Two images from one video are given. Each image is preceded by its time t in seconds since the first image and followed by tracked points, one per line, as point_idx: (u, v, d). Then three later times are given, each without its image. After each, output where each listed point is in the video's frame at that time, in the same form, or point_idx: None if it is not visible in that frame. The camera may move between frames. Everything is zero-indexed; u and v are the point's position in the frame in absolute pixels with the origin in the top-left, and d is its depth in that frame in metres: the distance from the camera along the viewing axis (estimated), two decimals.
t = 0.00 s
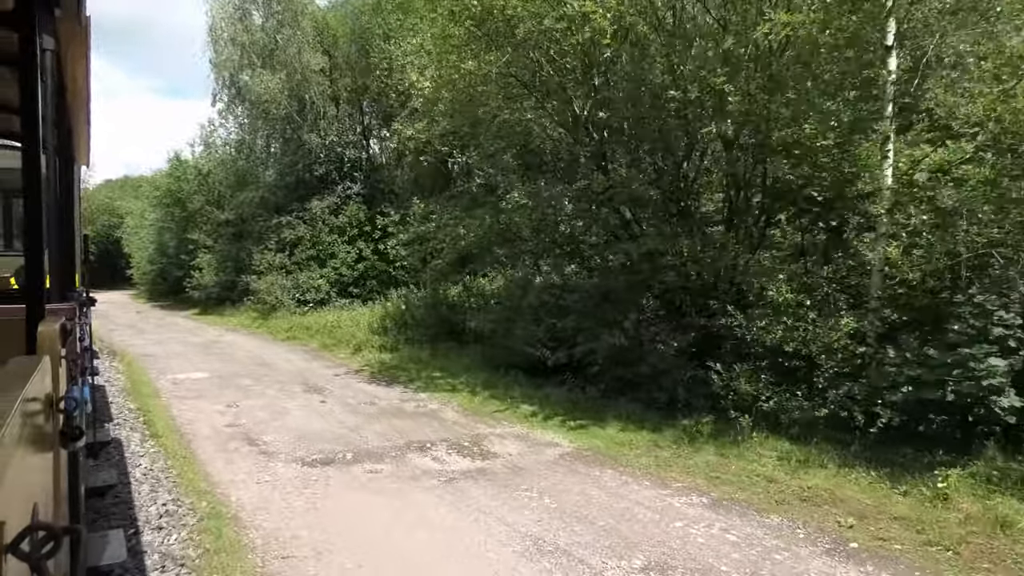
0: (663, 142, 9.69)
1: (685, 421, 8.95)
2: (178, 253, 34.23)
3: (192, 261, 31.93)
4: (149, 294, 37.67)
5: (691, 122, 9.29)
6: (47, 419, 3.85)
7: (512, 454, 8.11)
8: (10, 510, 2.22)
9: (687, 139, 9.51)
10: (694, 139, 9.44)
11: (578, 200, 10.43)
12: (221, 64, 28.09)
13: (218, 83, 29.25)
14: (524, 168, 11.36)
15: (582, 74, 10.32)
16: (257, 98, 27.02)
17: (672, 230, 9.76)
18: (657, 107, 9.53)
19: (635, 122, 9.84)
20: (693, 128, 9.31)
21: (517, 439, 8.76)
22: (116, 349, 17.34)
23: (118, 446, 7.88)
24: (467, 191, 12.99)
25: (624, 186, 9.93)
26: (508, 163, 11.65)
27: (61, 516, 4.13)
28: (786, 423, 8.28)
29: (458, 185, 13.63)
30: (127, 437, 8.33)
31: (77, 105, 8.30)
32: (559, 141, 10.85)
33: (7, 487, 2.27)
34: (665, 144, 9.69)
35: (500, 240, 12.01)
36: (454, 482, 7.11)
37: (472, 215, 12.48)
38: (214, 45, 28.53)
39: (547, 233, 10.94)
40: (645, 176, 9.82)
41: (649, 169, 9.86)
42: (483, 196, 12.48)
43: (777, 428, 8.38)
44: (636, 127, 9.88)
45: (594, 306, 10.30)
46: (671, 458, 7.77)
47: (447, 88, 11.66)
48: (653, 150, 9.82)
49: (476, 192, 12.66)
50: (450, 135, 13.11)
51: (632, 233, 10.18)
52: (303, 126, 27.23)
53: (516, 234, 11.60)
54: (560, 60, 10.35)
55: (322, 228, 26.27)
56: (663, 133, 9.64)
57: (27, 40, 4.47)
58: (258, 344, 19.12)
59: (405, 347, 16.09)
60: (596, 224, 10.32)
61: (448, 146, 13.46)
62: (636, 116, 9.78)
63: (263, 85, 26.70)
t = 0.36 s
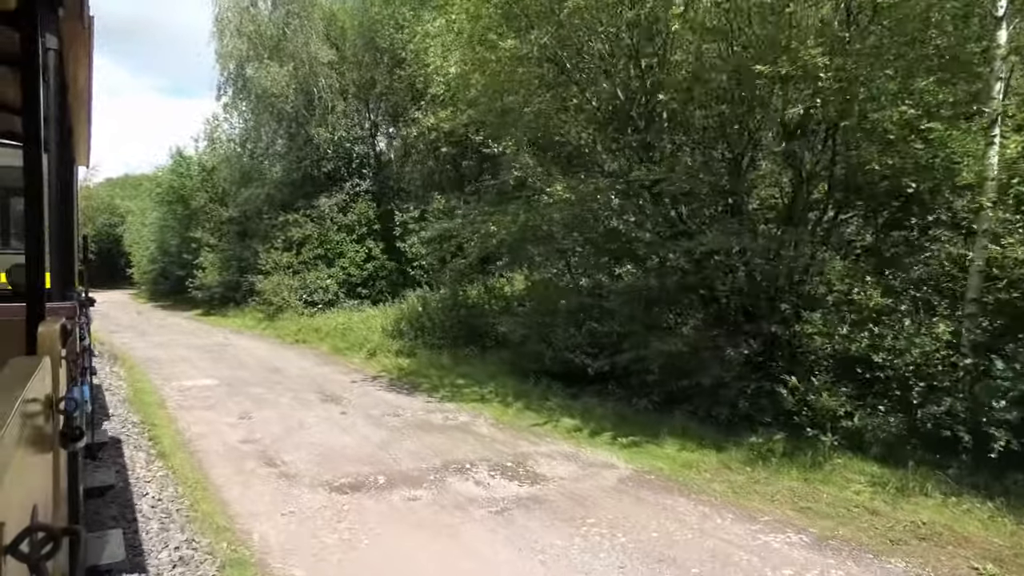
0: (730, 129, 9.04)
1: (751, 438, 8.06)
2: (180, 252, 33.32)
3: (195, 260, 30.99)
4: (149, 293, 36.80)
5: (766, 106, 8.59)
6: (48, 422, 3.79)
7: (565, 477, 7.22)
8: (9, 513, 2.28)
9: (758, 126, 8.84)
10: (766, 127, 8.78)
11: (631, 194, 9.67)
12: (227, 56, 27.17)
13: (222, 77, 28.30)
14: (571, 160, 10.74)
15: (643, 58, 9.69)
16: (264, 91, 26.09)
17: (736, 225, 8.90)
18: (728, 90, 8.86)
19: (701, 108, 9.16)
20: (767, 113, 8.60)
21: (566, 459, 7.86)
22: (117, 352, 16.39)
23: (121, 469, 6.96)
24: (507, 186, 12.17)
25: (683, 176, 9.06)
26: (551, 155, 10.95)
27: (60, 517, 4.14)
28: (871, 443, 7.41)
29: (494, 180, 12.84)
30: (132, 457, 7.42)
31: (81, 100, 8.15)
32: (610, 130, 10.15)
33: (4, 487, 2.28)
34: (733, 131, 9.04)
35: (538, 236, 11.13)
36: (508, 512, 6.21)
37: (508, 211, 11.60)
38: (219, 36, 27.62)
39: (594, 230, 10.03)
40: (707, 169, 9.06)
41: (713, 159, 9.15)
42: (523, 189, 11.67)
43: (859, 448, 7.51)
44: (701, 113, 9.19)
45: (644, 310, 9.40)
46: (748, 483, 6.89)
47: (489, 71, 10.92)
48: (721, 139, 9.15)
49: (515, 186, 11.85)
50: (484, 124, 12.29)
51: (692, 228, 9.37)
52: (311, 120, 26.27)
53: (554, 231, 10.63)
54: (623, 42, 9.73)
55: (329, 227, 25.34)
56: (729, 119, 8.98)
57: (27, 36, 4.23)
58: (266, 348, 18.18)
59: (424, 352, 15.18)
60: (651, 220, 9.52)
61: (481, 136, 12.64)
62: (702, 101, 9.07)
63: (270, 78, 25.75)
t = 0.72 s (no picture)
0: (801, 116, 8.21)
1: (837, 459, 7.17)
2: (182, 252, 32.38)
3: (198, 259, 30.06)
4: (150, 294, 35.87)
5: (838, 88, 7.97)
6: (46, 420, 3.99)
7: (634, 507, 6.32)
8: (10, 514, 2.40)
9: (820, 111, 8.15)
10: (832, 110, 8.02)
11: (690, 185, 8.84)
12: (231, 48, 26.17)
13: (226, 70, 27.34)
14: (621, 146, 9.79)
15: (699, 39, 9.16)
16: (269, 84, 25.14)
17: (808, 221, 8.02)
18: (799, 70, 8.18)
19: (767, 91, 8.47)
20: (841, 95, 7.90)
21: (629, 484, 6.97)
22: (117, 358, 15.44)
23: (125, 499, 6.04)
24: (544, 184, 11.20)
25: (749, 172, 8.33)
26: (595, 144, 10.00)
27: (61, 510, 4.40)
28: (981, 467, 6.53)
29: (526, 173, 11.97)
30: (137, 484, 6.50)
31: (77, 100, 8.07)
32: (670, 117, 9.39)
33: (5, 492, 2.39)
34: (803, 117, 8.27)
35: (578, 233, 10.23)
36: (579, 554, 5.33)
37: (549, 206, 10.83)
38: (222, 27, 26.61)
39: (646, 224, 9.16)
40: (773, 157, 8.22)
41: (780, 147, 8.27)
42: (556, 185, 10.67)
43: (966, 472, 6.64)
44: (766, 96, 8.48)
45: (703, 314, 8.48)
46: (849, 515, 6.00)
47: (541, 49, 10.31)
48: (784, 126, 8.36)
49: (551, 183, 10.91)
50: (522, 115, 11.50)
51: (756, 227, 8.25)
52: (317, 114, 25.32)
53: (604, 228, 9.79)
54: (685, 16, 9.11)
55: (338, 225, 24.44)
56: (795, 101, 8.28)
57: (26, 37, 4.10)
58: (275, 353, 17.25)
59: (445, 357, 14.26)
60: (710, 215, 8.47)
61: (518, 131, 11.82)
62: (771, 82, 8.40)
63: (275, 70, 24.78)
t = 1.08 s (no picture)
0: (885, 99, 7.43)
1: (944, 487, 6.26)
2: (185, 252, 31.50)
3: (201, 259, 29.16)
4: (152, 295, 34.97)
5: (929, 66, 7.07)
6: (47, 418, 3.70)
7: (725, 546, 5.43)
8: (7, 510, 2.17)
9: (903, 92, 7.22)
10: (911, 91, 7.14)
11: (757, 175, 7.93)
12: (235, 41, 25.22)
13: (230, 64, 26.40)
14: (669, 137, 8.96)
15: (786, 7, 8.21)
16: (276, 77, 24.23)
17: (891, 212, 7.18)
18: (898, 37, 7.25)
19: (855, 63, 7.64)
20: (923, 76, 7.08)
21: (710, 515, 6.07)
22: (118, 364, 14.53)
23: (133, 540, 5.14)
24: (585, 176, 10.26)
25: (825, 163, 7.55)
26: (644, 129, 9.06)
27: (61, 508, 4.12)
28: None
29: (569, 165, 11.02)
30: (147, 520, 5.59)
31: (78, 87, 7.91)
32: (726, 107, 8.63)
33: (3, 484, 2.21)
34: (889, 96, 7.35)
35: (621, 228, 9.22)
36: None
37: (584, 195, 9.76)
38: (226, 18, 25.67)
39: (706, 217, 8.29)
40: (864, 137, 7.34)
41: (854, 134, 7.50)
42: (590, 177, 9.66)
43: None
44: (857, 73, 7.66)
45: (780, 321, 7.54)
46: (984, 559, 5.12)
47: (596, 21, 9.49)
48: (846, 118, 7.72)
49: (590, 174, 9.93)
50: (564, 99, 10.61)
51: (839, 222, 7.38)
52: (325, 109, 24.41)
53: (654, 224, 8.79)
54: None
55: (347, 224, 23.51)
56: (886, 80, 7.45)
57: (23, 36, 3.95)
58: (285, 358, 16.34)
59: (469, 363, 13.37)
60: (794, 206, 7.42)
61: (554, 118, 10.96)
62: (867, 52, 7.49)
63: (282, 63, 23.84)
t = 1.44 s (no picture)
0: (1004, 59, 6.23)
1: None
2: (188, 251, 30.60)
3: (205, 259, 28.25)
4: (153, 297, 34.08)
5: None
6: (47, 418, 3.51)
7: None
8: (10, 508, 2.01)
9: None
10: None
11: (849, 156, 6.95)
12: (242, 32, 24.34)
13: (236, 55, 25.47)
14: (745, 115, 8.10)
15: None
16: (283, 70, 23.33)
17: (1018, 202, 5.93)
18: None
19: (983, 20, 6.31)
20: None
21: (818, 557, 5.19)
22: (121, 370, 13.63)
23: None
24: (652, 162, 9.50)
25: (931, 140, 6.46)
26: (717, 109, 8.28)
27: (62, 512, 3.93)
28: None
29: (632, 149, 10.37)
30: (158, 570, 4.72)
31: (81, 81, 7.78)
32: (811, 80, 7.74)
33: (7, 479, 2.04)
34: None
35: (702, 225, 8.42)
36: None
37: (641, 186, 9.07)
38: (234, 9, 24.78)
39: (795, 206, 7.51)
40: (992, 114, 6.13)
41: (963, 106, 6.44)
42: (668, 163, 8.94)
43: None
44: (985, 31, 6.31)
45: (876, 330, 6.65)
46: None
47: None
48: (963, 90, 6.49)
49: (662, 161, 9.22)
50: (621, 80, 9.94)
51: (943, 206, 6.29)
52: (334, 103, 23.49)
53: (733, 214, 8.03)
54: None
55: (357, 222, 22.60)
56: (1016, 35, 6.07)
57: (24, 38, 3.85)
58: (297, 364, 15.43)
59: (496, 370, 12.48)
60: (894, 193, 6.42)
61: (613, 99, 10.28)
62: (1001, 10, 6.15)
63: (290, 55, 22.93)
